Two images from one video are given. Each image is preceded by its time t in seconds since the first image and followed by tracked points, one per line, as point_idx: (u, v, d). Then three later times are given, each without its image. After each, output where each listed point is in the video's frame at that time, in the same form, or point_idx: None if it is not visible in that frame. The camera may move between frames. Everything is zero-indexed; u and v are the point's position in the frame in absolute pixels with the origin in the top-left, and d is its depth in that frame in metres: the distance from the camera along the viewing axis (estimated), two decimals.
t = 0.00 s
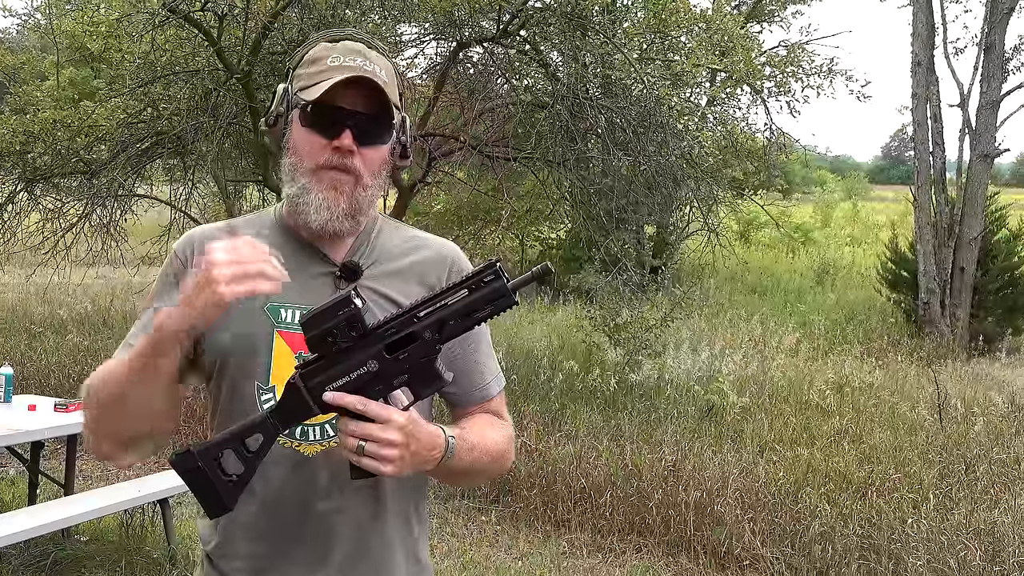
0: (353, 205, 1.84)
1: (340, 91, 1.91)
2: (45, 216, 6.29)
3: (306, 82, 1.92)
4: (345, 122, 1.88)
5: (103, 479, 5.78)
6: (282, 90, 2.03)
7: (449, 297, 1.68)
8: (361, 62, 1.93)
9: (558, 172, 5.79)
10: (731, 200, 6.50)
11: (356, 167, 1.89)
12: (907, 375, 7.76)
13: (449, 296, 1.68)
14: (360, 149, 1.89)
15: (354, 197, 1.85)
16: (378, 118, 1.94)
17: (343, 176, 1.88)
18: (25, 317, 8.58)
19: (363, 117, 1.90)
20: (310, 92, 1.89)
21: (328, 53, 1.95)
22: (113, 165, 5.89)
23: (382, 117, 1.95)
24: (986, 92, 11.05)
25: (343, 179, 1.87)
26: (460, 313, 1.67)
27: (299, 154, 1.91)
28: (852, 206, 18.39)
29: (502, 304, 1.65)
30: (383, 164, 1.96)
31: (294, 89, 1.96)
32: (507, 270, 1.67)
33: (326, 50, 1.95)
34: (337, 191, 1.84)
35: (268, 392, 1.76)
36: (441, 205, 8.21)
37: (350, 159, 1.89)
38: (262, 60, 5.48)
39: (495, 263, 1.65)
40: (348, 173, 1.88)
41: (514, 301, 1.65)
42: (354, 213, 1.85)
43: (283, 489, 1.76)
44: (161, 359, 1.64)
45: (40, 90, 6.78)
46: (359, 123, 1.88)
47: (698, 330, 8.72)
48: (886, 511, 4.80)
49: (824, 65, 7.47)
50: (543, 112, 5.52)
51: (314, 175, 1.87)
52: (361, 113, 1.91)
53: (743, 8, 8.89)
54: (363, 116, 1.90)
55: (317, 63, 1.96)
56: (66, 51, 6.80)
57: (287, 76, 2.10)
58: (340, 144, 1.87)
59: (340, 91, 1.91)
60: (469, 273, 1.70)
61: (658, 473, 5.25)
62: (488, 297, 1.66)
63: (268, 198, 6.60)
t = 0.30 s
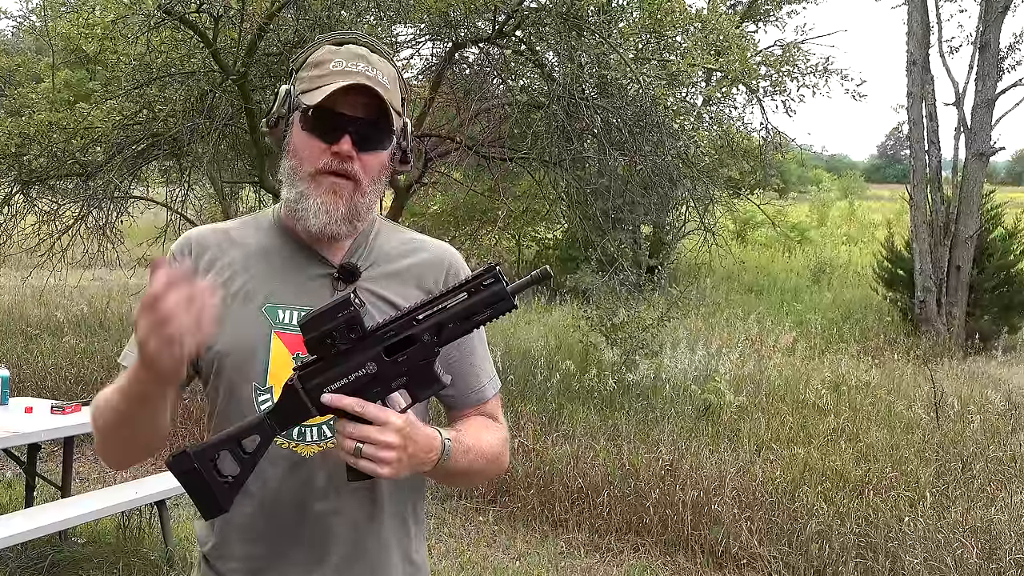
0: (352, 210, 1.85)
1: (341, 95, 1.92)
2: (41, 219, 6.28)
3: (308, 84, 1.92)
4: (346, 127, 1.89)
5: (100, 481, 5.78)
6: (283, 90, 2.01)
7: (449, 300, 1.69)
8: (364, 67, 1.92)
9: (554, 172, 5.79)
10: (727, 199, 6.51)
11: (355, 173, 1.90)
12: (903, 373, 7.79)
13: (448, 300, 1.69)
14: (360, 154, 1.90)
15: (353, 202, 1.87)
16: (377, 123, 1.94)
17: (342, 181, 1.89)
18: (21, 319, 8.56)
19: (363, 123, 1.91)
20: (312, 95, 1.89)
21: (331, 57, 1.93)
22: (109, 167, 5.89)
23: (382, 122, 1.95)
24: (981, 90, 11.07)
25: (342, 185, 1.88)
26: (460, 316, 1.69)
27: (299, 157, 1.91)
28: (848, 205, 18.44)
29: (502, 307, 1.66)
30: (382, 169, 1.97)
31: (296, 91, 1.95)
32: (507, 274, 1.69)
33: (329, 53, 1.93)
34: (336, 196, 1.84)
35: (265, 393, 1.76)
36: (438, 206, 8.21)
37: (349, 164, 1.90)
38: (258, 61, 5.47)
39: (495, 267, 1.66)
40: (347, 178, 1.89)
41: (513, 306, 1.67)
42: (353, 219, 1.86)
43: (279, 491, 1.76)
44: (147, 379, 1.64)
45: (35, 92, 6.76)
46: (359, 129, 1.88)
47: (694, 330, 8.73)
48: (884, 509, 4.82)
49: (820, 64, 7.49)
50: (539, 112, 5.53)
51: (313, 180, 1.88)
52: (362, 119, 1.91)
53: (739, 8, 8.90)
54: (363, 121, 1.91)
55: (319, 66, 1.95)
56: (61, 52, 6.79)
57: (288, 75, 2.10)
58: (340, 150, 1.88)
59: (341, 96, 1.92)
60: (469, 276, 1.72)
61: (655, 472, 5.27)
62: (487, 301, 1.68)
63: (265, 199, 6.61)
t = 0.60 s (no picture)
0: (350, 200, 1.84)
1: (335, 85, 1.92)
2: (37, 218, 6.27)
3: (302, 76, 1.93)
4: (342, 115, 1.88)
5: (95, 480, 5.76)
6: (278, 87, 2.02)
7: (447, 308, 1.69)
8: (358, 58, 1.93)
9: (551, 171, 5.79)
10: (723, 199, 6.51)
11: (352, 160, 1.89)
12: (899, 373, 7.80)
13: (446, 307, 1.69)
14: (357, 141, 1.89)
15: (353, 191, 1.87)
16: (373, 111, 1.94)
17: (340, 170, 1.88)
18: (16, 318, 8.54)
19: (358, 112, 1.91)
20: (307, 85, 1.89)
21: (325, 51, 1.95)
22: (105, 166, 5.87)
23: (378, 111, 1.95)
24: (977, 91, 11.10)
25: (340, 174, 1.87)
26: (458, 324, 1.68)
27: (294, 148, 1.91)
28: (844, 206, 18.47)
29: (499, 318, 1.66)
30: (379, 160, 1.96)
31: (290, 85, 1.95)
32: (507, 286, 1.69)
33: (323, 48, 1.96)
34: (333, 186, 1.84)
35: (259, 391, 1.78)
36: (434, 205, 8.21)
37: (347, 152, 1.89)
38: (254, 60, 5.46)
39: (495, 278, 1.66)
40: (344, 168, 1.89)
41: (511, 317, 1.67)
42: (351, 207, 1.84)
43: (274, 492, 1.76)
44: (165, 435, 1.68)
45: (30, 90, 6.74)
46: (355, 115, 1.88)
47: (690, 330, 8.74)
48: (879, 508, 4.82)
49: (816, 64, 7.50)
50: (536, 111, 5.54)
51: (310, 169, 1.87)
52: (358, 107, 1.91)
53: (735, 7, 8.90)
54: (360, 109, 1.91)
55: (314, 60, 1.96)
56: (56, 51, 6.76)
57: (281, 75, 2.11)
58: (336, 136, 1.87)
59: (334, 85, 1.92)
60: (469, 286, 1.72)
61: (651, 471, 5.27)
62: (486, 311, 1.67)
63: (260, 198, 6.60)
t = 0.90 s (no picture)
0: (346, 191, 1.83)
1: (328, 78, 1.92)
2: (34, 215, 6.26)
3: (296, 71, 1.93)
4: (336, 109, 1.88)
5: (92, 478, 5.75)
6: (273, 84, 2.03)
7: (448, 312, 1.66)
8: (352, 52, 1.93)
9: (550, 170, 5.79)
10: (722, 198, 6.51)
11: (347, 154, 1.89)
12: (896, 373, 7.80)
13: (447, 311, 1.66)
14: (352, 136, 1.89)
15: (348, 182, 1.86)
16: (368, 106, 1.94)
17: (335, 164, 1.88)
18: (13, 316, 8.52)
19: (352, 105, 1.91)
20: (302, 80, 1.89)
21: (319, 46, 1.95)
22: (103, 164, 5.86)
23: (372, 106, 1.95)
24: (975, 91, 11.10)
25: (336, 167, 1.87)
26: (457, 329, 1.66)
27: (289, 143, 1.91)
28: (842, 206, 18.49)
29: (500, 326, 1.63)
30: (376, 154, 1.96)
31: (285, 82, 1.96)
32: (509, 293, 1.65)
33: (317, 44, 1.95)
34: (329, 179, 1.83)
35: (256, 391, 1.78)
36: (432, 204, 8.21)
37: (342, 145, 1.89)
38: (252, 58, 5.45)
39: (497, 284, 1.63)
40: (340, 160, 1.89)
41: (510, 325, 1.64)
42: (347, 199, 1.84)
43: (270, 492, 1.76)
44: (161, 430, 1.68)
45: (29, 88, 6.73)
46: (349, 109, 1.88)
47: (688, 329, 8.73)
48: (876, 508, 4.83)
49: (814, 64, 7.51)
50: (535, 110, 5.53)
51: (305, 164, 1.87)
52: (352, 101, 1.91)
53: (734, 7, 8.90)
54: (353, 102, 1.91)
55: (308, 56, 1.96)
56: (55, 48, 6.75)
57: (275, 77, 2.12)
58: (331, 131, 1.87)
59: (326, 78, 1.92)
60: (472, 289, 1.68)
61: (649, 471, 5.28)
62: (486, 317, 1.64)
63: (258, 196, 6.59)
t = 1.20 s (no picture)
0: (344, 194, 1.83)
1: (329, 78, 1.92)
2: (33, 213, 6.25)
3: (297, 71, 1.93)
4: (336, 109, 1.88)
5: (90, 477, 5.75)
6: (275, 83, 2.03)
7: (445, 313, 1.66)
8: (353, 52, 1.93)
9: (548, 170, 5.79)
10: (722, 199, 6.51)
11: (347, 155, 1.89)
12: (895, 374, 7.81)
13: (444, 312, 1.66)
14: (351, 136, 1.89)
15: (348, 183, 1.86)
16: (369, 106, 1.94)
17: (334, 165, 1.88)
18: (12, 314, 8.52)
19: (353, 105, 1.91)
20: (301, 80, 1.89)
21: (320, 45, 1.95)
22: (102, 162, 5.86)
23: (373, 106, 1.95)
24: (975, 93, 11.11)
25: (335, 168, 1.87)
26: (454, 330, 1.65)
27: (289, 143, 1.91)
28: (841, 207, 18.50)
29: (497, 326, 1.62)
30: (376, 154, 1.96)
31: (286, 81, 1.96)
32: (506, 293, 1.65)
33: (318, 43, 1.96)
34: (327, 181, 1.83)
35: (255, 392, 1.78)
36: (431, 203, 8.20)
37: (342, 145, 1.88)
38: (252, 57, 5.44)
39: (493, 284, 1.63)
40: (339, 161, 1.88)
41: (507, 325, 1.63)
42: (346, 201, 1.83)
43: (269, 493, 1.76)
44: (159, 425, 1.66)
45: (28, 85, 6.72)
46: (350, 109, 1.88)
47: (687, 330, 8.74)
48: (875, 510, 4.83)
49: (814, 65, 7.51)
50: (534, 110, 5.53)
51: (305, 164, 1.87)
52: (352, 101, 1.91)
53: (734, 8, 8.90)
54: (354, 102, 1.91)
55: (309, 55, 1.96)
56: (54, 46, 6.74)
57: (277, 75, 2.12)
58: (331, 131, 1.87)
59: (327, 77, 1.92)
60: (469, 290, 1.68)
61: (647, 472, 5.28)
62: (483, 317, 1.63)
63: (258, 195, 6.59)
